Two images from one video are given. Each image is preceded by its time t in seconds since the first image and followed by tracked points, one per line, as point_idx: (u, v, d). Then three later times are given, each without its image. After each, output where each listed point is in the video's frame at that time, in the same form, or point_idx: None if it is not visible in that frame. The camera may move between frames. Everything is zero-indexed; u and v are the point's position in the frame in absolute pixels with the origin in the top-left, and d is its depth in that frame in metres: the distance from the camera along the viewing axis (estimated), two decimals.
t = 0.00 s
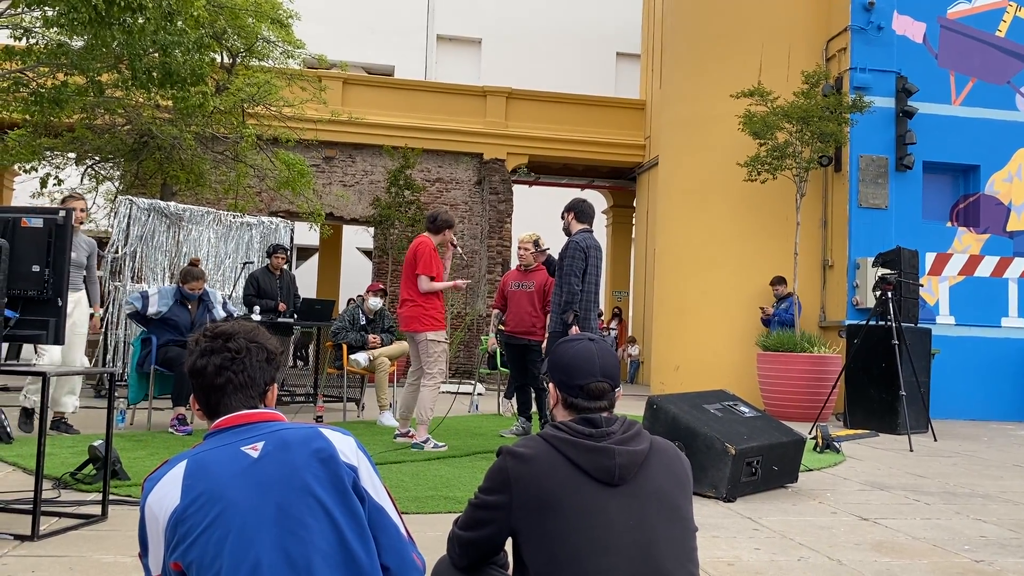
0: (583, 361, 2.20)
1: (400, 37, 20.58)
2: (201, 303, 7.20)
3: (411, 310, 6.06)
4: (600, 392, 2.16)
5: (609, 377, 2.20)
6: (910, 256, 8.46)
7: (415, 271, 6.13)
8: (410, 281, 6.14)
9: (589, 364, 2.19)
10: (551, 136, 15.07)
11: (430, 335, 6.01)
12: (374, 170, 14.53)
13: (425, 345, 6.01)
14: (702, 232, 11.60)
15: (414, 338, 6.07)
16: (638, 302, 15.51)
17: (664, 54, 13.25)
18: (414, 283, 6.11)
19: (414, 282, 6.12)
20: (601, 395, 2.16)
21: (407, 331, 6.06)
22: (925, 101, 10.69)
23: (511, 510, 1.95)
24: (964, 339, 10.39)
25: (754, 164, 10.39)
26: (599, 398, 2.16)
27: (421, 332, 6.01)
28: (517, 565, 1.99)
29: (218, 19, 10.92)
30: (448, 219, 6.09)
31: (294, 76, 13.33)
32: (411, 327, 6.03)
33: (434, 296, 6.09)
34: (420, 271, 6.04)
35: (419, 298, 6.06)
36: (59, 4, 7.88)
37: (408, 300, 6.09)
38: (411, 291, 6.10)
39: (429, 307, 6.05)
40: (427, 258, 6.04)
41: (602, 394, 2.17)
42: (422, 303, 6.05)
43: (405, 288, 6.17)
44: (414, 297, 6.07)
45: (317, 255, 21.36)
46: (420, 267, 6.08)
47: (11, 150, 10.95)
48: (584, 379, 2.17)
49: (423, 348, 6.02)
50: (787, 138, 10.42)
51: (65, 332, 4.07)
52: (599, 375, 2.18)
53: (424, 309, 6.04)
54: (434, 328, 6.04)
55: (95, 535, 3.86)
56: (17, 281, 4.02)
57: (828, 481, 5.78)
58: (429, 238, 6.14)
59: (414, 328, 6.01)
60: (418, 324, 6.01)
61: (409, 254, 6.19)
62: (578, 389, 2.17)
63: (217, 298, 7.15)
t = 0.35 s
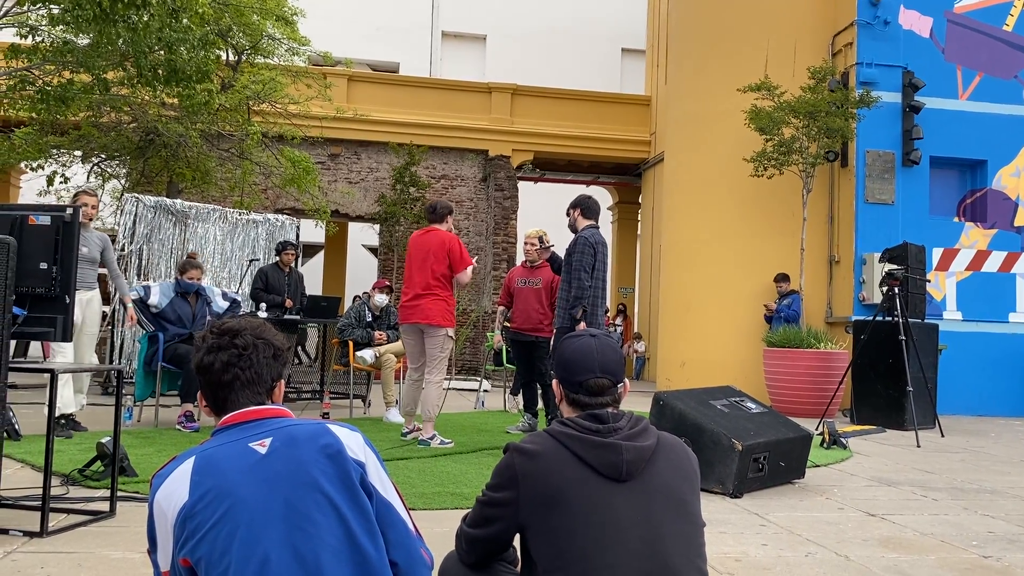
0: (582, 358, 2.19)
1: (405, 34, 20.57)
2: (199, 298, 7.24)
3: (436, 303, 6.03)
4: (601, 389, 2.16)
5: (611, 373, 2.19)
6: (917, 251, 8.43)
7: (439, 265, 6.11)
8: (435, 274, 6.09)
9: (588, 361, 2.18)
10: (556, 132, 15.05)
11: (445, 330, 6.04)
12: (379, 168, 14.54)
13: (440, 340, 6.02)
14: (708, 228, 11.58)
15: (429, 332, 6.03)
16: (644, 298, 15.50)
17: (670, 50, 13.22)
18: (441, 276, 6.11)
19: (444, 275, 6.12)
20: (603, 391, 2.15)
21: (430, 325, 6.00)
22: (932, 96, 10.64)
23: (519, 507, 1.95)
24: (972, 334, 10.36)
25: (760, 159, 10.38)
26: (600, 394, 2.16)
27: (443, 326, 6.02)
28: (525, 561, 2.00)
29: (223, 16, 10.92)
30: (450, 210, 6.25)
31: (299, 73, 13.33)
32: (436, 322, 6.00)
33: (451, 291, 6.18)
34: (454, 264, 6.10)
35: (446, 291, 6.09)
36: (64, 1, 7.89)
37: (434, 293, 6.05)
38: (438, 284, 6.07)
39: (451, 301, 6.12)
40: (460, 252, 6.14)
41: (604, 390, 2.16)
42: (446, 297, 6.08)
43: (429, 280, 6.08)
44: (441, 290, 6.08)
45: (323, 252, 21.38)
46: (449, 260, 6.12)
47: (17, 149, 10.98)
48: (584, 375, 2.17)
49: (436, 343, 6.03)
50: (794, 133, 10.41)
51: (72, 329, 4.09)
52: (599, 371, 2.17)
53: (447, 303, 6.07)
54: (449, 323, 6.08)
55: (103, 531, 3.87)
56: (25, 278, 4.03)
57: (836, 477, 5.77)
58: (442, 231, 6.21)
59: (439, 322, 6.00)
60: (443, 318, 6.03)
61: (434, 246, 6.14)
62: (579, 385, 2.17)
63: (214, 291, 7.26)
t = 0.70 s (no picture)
0: (588, 354, 2.19)
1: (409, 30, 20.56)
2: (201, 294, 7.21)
3: (434, 302, 6.03)
4: (607, 383, 2.16)
5: (617, 368, 2.19)
6: (923, 247, 8.40)
7: (433, 263, 6.11)
8: (431, 273, 6.07)
9: (593, 357, 2.19)
10: (561, 128, 15.03)
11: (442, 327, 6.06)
12: (384, 164, 14.57)
13: (437, 338, 6.04)
14: (713, 223, 11.55)
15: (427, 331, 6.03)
16: (649, 295, 15.48)
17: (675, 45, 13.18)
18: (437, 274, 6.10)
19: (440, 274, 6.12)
20: (609, 386, 2.16)
21: (429, 323, 6.00)
22: (938, 91, 10.60)
23: (526, 501, 1.95)
24: (978, 330, 10.32)
25: (767, 155, 10.37)
26: (606, 389, 2.16)
27: (441, 324, 6.05)
28: (531, 556, 2.00)
29: (228, 13, 10.94)
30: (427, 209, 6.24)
31: (304, 70, 13.34)
32: (435, 320, 6.01)
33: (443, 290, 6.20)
34: (448, 262, 6.12)
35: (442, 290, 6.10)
36: None
37: (433, 292, 6.03)
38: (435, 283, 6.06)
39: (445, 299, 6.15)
40: (451, 251, 6.18)
41: (610, 385, 2.16)
42: (442, 296, 6.10)
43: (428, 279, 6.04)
44: (439, 288, 6.07)
45: (328, 249, 21.41)
46: (442, 259, 6.14)
47: (24, 146, 11.02)
48: (589, 371, 2.17)
49: (433, 341, 6.05)
50: (800, 129, 10.40)
51: (79, 325, 4.11)
52: (604, 366, 2.18)
53: (443, 301, 6.09)
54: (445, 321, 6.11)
55: (111, 527, 3.89)
56: (32, 276, 4.05)
57: (842, 473, 5.76)
58: (430, 230, 6.21)
59: (439, 321, 6.02)
60: (441, 316, 6.06)
61: (430, 245, 6.13)
62: (585, 380, 2.17)
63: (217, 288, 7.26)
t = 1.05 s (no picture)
0: (591, 350, 2.19)
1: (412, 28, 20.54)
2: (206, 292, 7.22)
3: (414, 298, 6.02)
4: (610, 380, 2.16)
5: (620, 364, 2.19)
6: (927, 244, 8.37)
7: (412, 260, 6.10)
8: (408, 270, 6.08)
9: (596, 354, 2.18)
10: (565, 126, 15.01)
11: (431, 323, 6.04)
12: (387, 162, 14.56)
13: (427, 335, 6.02)
14: (716, 220, 11.53)
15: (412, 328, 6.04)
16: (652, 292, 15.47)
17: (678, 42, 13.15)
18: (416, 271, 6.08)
19: (417, 270, 6.08)
20: (612, 382, 2.16)
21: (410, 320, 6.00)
22: (942, 88, 10.57)
23: (530, 498, 1.95)
24: (983, 327, 10.30)
25: (771, 151, 10.38)
26: (610, 385, 2.16)
27: (424, 320, 6.02)
28: (535, 553, 2.00)
29: (232, 11, 10.95)
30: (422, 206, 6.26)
31: (308, 67, 13.33)
32: (417, 316, 6.00)
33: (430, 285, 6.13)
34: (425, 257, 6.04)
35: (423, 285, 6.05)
36: None
37: (411, 289, 6.01)
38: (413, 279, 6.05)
39: (431, 295, 6.07)
40: (428, 245, 6.10)
41: (613, 382, 2.17)
42: (424, 291, 6.04)
43: (404, 277, 6.06)
44: (419, 285, 6.03)
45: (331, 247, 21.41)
46: (421, 254, 6.08)
47: (27, 144, 11.03)
48: (593, 367, 2.17)
49: (423, 337, 6.03)
50: (805, 126, 10.39)
51: (83, 323, 4.11)
52: (608, 362, 2.17)
53: (425, 296, 6.03)
54: (434, 317, 6.07)
55: (115, 524, 3.90)
56: (37, 273, 4.05)
57: (846, 470, 5.75)
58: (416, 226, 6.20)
59: (421, 317, 6.00)
60: (424, 312, 6.02)
61: (405, 243, 6.13)
62: (588, 376, 2.17)
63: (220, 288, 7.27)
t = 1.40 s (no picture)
0: (592, 347, 2.19)
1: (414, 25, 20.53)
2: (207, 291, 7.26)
3: (413, 298, 6.05)
4: (611, 375, 2.16)
5: (621, 359, 2.20)
6: (929, 242, 8.37)
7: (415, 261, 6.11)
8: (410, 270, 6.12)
9: (597, 350, 2.19)
10: (566, 124, 15.00)
11: (433, 323, 6.02)
12: (388, 160, 14.56)
13: (428, 334, 6.01)
14: (718, 219, 11.52)
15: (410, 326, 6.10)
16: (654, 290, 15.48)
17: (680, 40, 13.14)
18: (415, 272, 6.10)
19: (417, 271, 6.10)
20: (613, 377, 2.16)
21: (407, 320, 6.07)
22: (943, 86, 10.56)
23: (532, 496, 1.96)
24: (985, 325, 10.29)
25: (772, 150, 10.37)
26: (611, 380, 2.16)
27: (425, 321, 6.01)
28: (537, 549, 2.01)
29: (233, 9, 10.96)
30: (441, 206, 6.09)
31: (309, 65, 13.33)
32: (415, 317, 6.02)
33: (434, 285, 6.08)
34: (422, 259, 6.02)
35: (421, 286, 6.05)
36: None
37: (410, 289, 6.07)
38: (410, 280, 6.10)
39: (432, 295, 6.05)
40: (427, 246, 6.03)
41: (615, 376, 2.17)
42: (424, 292, 6.04)
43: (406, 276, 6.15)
44: (416, 286, 6.05)
45: (333, 244, 21.42)
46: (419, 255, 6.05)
47: (29, 142, 11.04)
48: (594, 363, 2.18)
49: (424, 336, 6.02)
50: (806, 124, 10.37)
51: (85, 320, 4.11)
52: (609, 357, 2.18)
53: (424, 297, 6.03)
54: (436, 317, 6.04)
55: (118, 522, 3.90)
56: (39, 271, 4.06)
57: (847, 468, 5.75)
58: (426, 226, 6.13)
59: (418, 318, 6.02)
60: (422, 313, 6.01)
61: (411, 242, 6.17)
62: (589, 372, 2.17)
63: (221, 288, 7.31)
